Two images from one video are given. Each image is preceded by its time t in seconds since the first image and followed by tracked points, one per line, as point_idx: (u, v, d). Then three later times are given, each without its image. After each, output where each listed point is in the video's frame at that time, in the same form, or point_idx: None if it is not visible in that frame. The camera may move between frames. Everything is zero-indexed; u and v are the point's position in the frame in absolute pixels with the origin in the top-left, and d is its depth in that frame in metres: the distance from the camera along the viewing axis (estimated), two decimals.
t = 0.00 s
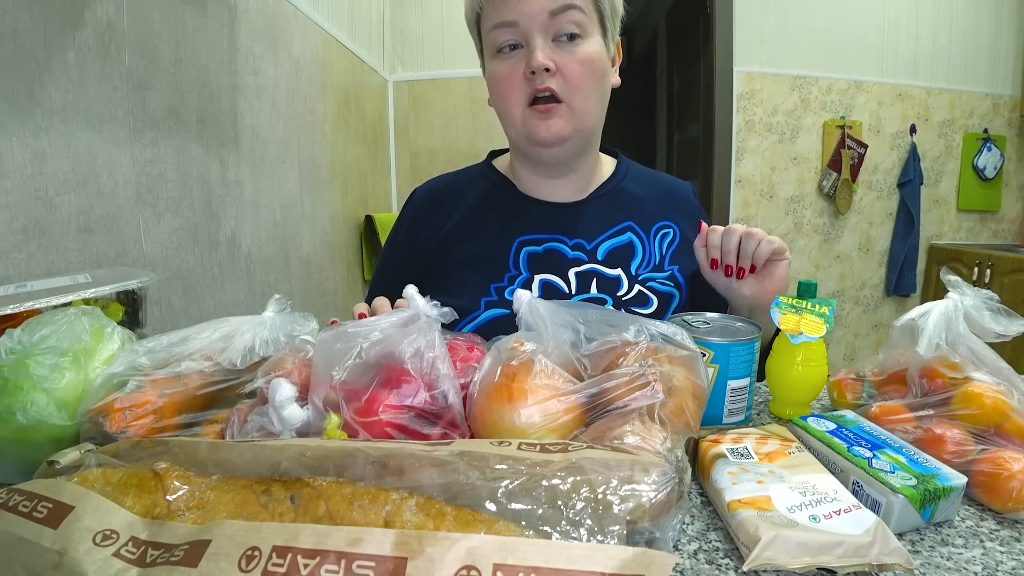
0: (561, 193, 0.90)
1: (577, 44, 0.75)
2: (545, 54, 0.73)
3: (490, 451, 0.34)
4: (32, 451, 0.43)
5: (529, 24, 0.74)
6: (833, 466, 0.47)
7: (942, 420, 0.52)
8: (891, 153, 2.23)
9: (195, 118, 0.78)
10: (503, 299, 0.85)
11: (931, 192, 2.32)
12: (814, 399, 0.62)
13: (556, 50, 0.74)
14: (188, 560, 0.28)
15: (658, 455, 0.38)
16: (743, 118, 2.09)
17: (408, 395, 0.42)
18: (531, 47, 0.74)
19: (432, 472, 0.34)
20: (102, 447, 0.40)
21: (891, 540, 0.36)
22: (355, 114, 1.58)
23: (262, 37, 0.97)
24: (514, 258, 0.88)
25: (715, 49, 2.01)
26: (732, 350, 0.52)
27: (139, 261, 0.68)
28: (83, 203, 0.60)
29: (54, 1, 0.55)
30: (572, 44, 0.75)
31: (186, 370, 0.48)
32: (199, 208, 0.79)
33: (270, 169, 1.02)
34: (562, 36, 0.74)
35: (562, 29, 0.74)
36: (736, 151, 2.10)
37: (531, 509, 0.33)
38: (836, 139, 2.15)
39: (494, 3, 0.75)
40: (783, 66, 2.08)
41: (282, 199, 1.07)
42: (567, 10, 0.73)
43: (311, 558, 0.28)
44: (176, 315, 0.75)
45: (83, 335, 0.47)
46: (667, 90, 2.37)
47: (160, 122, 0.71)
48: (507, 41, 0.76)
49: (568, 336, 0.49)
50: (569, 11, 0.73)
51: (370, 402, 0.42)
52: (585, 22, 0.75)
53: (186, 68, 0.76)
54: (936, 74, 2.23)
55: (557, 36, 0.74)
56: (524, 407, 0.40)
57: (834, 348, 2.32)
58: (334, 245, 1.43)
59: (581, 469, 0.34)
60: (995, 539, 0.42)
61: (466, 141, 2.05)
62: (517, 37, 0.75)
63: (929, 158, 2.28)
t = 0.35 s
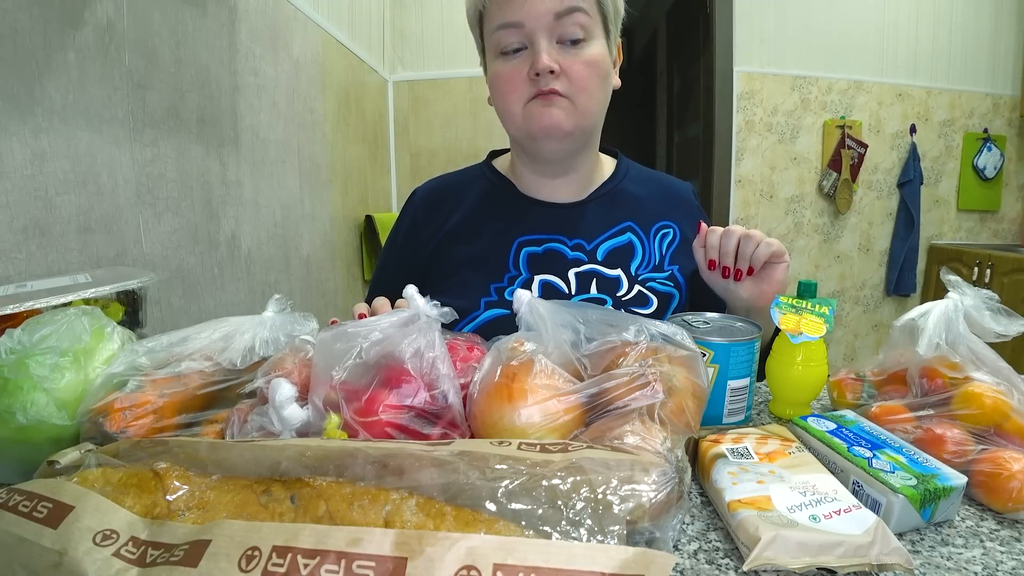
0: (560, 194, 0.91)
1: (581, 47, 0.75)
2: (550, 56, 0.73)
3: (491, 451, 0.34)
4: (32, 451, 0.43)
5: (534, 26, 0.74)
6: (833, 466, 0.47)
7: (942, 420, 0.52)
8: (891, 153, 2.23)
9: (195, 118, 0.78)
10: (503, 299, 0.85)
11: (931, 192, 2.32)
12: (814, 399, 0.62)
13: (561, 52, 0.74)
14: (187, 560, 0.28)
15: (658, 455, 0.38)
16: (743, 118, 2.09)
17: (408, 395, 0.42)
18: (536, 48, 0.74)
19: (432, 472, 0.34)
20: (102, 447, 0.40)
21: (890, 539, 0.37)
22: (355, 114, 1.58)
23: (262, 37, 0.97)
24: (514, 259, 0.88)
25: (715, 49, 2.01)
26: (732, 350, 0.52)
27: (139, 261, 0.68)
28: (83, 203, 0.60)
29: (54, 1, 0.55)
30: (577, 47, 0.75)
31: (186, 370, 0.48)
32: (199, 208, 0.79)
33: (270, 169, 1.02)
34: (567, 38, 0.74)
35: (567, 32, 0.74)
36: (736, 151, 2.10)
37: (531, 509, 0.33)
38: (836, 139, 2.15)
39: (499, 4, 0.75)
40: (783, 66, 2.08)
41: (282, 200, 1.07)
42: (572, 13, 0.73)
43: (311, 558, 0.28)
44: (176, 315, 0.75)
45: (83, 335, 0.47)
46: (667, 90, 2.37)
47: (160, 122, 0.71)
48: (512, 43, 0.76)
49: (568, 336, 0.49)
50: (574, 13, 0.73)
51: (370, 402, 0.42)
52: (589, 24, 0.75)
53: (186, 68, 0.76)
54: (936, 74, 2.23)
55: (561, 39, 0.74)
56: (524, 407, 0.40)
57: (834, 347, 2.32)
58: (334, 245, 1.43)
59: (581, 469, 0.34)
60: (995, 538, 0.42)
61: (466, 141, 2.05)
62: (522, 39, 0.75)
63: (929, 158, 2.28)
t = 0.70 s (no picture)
0: (562, 194, 0.90)
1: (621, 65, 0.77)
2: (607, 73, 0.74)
3: (490, 451, 0.34)
4: (32, 451, 0.43)
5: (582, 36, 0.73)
6: (833, 466, 0.47)
7: (942, 420, 0.52)
8: (891, 153, 2.23)
9: (195, 118, 0.78)
10: (502, 299, 0.85)
11: (931, 192, 2.32)
12: (814, 398, 0.62)
13: (612, 69, 0.75)
14: (187, 561, 0.28)
15: (658, 455, 0.38)
16: (743, 118, 2.09)
17: (408, 395, 0.42)
18: (592, 60, 0.74)
19: (432, 472, 0.34)
20: (101, 447, 0.40)
21: (890, 539, 0.37)
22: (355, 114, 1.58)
23: (262, 37, 0.97)
24: (513, 258, 0.88)
25: (715, 49, 2.01)
26: (732, 350, 0.52)
27: (139, 261, 0.68)
28: (83, 203, 0.60)
29: (54, 1, 0.55)
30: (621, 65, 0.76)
31: (186, 370, 0.48)
32: (199, 208, 0.79)
33: (270, 169, 1.02)
34: (616, 56, 0.75)
35: (618, 50, 0.75)
36: (736, 151, 2.10)
37: (531, 509, 0.33)
38: (836, 139, 2.15)
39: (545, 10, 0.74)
40: (784, 66, 2.08)
41: (282, 199, 1.07)
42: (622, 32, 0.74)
43: (311, 558, 0.28)
44: (176, 315, 0.75)
45: (83, 335, 0.47)
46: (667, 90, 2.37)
47: (160, 122, 0.71)
48: (566, 51, 0.74)
49: (568, 336, 0.49)
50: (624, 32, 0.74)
51: (370, 402, 0.42)
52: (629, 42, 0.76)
53: (186, 68, 0.76)
54: (936, 74, 2.23)
55: (612, 55, 0.75)
56: (524, 407, 0.40)
57: (834, 347, 2.32)
58: (334, 245, 1.43)
59: (581, 469, 0.34)
60: (995, 539, 0.42)
61: (466, 141, 2.05)
62: (578, 48, 0.74)
63: (929, 158, 2.28)
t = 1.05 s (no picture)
0: (566, 194, 0.90)
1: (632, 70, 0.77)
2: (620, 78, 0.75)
3: (490, 451, 0.34)
4: (33, 451, 0.43)
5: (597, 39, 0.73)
6: (833, 466, 0.47)
7: (942, 420, 0.52)
8: (891, 153, 2.23)
9: (195, 118, 0.78)
10: (502, 299, 0.85)
11: (931, 192, 2.32)
12: (814, 399, 0.62)
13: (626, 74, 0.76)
14: (187, 560, 0.28)
15: (658, 455, 0.38)
16: (743, 118, 2.09)
17: (408, 395, 0.42)
18: (607, 65, 0.74)
19: (432, 472, 0.34)
20: (101, 447, 0.40)
21: (891, 539, 0.37)
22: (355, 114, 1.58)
23: (262, 37, 0.97)
24: (513, 259, 0.88)
25: (715, 49, 2.01)
26: (732, 350, 0.52)
27: (139, 261, 0.68)
28: (82, 203, 0.60)
29: (54, 1, 0.55)
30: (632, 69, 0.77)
31: (186, 370, 0.48)
32: (199, 208, 0.79)
33: (270, 169, 1.02)
34: (629, 61, 0.76)
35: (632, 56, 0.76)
36: (736, 151, 2.10)
37: (531, 509, 0.33)
38: (836, 139, 2.15)
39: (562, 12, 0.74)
40: (784, 66, 2.08)
41: (282, 200, 1.07)
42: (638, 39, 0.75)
43: (311, 558, 0.28)
44: (176, 315, 0.75)
45: (83, 335, 0.47)
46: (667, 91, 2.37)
47: (160, 122, 0.71)
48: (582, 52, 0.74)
49: (568, 336, 0.49)
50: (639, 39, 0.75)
51: (370, 402, 0.42)
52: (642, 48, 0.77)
53: (186, 68, 0.76)
54: (936, 74, 2.23)
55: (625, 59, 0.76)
56: (524, 407, 0.40)
57: (834, 347, 2.32)
58: (334, 245, 1.43)
59: (581, 469, 0.34)
60: (995, 539, 0.42)
61: (466, 141, 2.05)
62: (595, 51, 0.74)
63: (929, 158, 2.28)
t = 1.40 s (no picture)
0: (566, 195, 0.90)
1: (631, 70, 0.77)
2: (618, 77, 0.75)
3: (490, 451, 0.34)
4: (33, 451, 0.43)
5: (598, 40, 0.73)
6: (833, 466, 0.47)
7: (942, 420, 0.52)
8: (891, 153, 2.24)
9: (195, 118, 0.78)
10: (502, 299, 0.86)
11: (931, 192, 2.32)
12: (813, 399, 0.62)
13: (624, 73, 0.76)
14: (187, 560, 0.28)
15: (658, 455, 0.38)
16: (743, 118, 2.09)
17: (408, 395, 0.42)
18: (604, 63, 0.74)
19: (432, 472, 0.34)
20: (101, 447, 0.40)
21: (890, 539, 0.37)
22: (355, 114, 1.58)
23: (262, 37, 0.97)
24: (514, 259, 0.88)
25: (715, 49, 2.00)
26: (732, 350, 0.52)
27: (139, 261, 0.68)
28: (82, 203, 0.60)
29: (54, 1, 0.55)
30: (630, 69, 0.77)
31: (186, 370, 0.48)
32: (199, 208, 0.79)
33: (270, 169, 1.02)
34: (628, 61, 0.76)
35: (630, 55, 0.75)
36: (736, 151, 2.10)
37: (531, 509, 0.33)
38: (836, 139, 2.15)
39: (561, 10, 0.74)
40: (784, 66, 2.08)
41: (282, 200, 1.07)
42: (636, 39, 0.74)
43: (311, 558, 0.28)
44: (176, 315, 0.75)
45: (83, 335, 0.47)
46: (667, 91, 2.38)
47: (160, 122, 0.71)
48: (579, 50, 0.74)
49: (568, 336, 0.49)
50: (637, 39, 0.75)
51: (370, 402, 0.42)
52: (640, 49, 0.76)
53: (186, 68, 0.76)
54: (936, 74, 2.23)
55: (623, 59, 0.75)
56: (524, 407, 0.40)
57: (834, 347, 2.32)
58: (334, 245, 1.43)
59: (580, 469, 0.34)
60: (994, 538, 0.42)
61: (466, 141, 2.05)
62: (592, 49, 0.74)
63: (929, 158, 2.28)
